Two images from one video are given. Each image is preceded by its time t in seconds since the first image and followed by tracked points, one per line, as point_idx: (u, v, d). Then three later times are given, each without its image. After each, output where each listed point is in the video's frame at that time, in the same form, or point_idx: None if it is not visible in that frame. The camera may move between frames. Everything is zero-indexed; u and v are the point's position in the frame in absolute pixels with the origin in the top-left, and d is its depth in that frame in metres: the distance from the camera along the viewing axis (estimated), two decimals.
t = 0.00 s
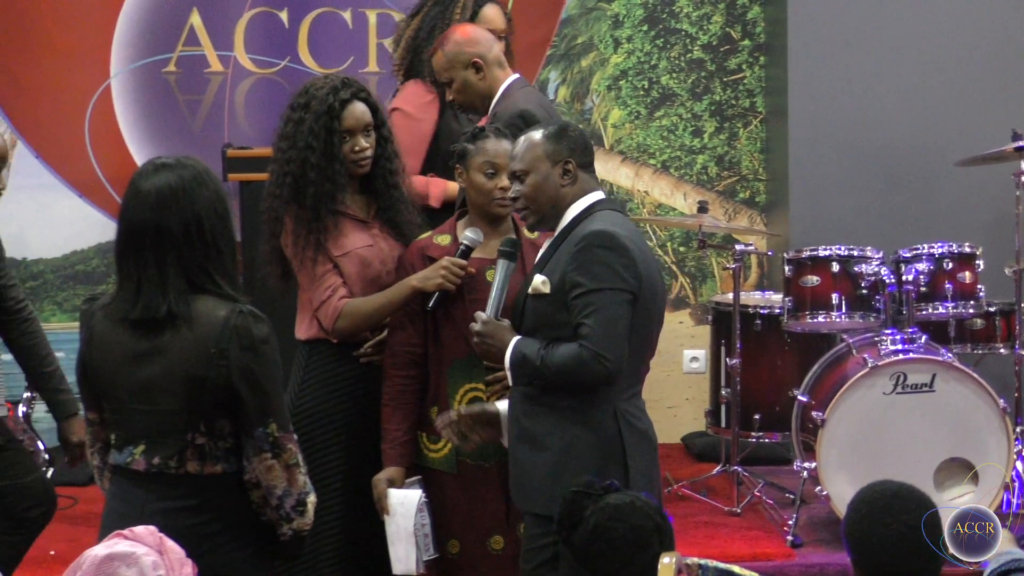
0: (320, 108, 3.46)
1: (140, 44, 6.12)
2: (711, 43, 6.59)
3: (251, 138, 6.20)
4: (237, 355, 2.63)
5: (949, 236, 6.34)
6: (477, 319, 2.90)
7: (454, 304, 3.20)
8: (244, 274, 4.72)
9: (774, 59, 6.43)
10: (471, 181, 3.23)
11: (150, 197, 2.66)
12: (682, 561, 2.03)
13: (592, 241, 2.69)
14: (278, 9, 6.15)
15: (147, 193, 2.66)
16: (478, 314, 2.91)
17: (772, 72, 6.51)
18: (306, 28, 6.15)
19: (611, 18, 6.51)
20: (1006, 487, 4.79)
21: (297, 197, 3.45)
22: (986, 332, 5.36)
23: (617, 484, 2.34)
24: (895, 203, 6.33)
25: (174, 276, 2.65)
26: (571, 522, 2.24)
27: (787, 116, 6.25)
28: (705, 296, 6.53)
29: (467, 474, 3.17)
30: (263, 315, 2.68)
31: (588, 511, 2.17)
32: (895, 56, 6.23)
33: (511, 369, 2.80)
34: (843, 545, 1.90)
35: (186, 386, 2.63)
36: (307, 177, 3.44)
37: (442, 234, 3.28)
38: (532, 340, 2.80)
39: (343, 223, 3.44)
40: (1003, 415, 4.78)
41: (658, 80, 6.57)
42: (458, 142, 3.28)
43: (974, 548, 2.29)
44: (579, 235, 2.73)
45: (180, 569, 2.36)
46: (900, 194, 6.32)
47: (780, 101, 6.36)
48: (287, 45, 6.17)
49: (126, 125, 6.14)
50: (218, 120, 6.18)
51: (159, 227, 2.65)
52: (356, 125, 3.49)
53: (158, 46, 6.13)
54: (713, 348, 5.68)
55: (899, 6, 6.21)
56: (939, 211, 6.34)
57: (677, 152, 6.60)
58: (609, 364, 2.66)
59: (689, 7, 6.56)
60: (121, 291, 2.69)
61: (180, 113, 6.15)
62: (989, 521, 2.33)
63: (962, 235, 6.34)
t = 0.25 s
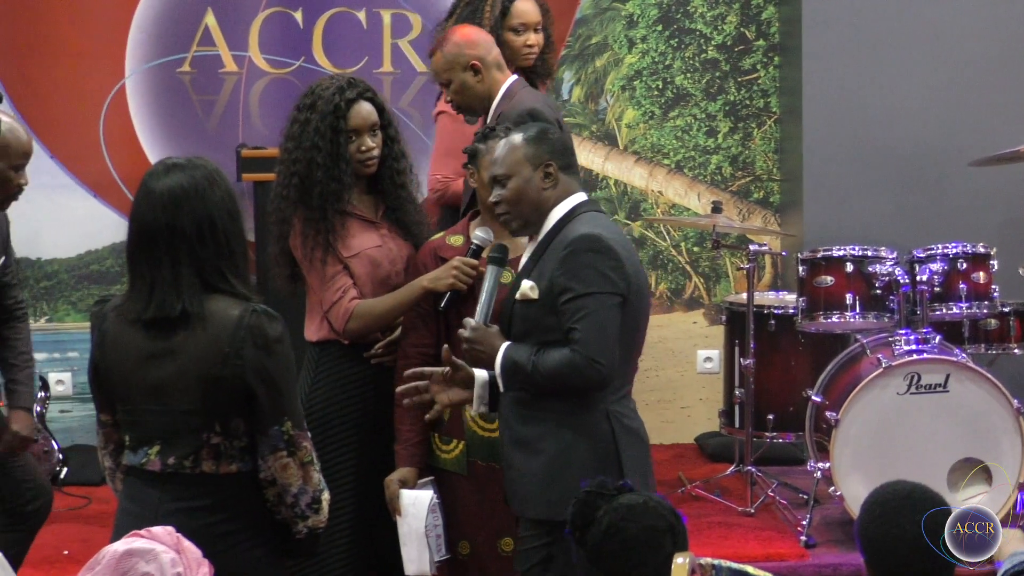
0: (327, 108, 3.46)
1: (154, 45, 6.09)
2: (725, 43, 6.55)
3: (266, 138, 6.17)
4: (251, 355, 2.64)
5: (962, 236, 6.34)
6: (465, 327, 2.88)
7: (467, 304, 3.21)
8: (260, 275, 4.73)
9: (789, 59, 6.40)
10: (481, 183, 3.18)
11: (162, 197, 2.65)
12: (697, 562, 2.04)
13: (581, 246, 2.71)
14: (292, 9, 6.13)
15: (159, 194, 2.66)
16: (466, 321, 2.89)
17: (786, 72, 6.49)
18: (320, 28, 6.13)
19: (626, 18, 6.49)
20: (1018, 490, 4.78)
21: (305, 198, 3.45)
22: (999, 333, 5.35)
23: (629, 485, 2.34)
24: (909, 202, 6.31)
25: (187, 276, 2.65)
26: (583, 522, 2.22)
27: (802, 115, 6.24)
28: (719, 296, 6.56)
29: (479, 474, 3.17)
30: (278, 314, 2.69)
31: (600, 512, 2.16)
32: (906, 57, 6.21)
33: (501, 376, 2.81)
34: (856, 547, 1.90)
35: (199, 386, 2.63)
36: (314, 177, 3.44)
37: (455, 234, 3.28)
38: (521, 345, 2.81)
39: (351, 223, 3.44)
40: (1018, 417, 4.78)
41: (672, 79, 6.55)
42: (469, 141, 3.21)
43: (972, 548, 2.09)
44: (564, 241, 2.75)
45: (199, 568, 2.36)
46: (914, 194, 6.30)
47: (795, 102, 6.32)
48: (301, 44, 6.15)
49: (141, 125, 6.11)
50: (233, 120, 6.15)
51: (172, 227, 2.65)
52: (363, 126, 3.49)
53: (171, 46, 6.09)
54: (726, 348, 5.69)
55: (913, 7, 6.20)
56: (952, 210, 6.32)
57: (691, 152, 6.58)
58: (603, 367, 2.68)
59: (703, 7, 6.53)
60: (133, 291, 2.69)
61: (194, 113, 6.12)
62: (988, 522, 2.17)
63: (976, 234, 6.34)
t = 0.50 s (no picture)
0: (335, 108, 3.46)
1: (167, 46, 5.96)
2: (738, 43, 6.46)
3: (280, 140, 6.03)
4: (268, 353, 2.64)
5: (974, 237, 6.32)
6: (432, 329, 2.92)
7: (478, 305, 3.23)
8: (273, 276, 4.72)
9: (800, 59, 6.31)
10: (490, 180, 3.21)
11: (179, 197, 2.63)
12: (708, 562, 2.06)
13: (544, 265, 2.70)
14: (305, 8, 5.98)
15: (175, 193, 2.64)
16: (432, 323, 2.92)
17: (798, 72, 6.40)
18: (332, 27, 5.99)
19: (638, 18, 6.39)
20: None
21: (313, 198, 3.44)
22: (1013, 334, 5.33)
23: (642, 484, 2.31)
24: (926, 202, 6.20)
25: (205, 275, 2.64)
26: (596, 523, 2.20)
27: (815, 118, 6.13)
28: (731, 296, 6.53)
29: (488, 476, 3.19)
30: (294, 313, 2.70)
31: (612, 512, 2.17)
32: (920, 54, 6.09)
33: (463, 385, 2.82)
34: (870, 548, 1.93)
35: (215, 385, 2.63)
36: (322, 176, 3.43)
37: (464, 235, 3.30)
38: (484, 357, 2.81)
39: (358, 224, 3.43)
40: None
41: (684, 80, 6.46)
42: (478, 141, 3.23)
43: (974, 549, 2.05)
44: (528, 256, 2.75)
45: (215, 564, 2.35)
46: (930, 194, 6.20)
47: (807, 101, 6.23)
48: (313, 44, 6.00)
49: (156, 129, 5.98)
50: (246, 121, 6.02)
51: (192, 227, 2.64)
52: (370, 126, 3.48)
53: (185, 47, 5.96)
54: (739, 349, 5.67)
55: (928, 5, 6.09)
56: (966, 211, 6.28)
57: (704, 152, 6.51)
58: (559, 389, 2.69)
59: (716, 7, 6.44)
60: (149, 291, 2.68)
61: (206, 115, 5.99)
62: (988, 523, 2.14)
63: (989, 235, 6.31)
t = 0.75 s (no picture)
0: (373, 107, 3.47)
1: (208, 45, 5.95)
2: (779, 44, 6.38)
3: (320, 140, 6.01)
4: (318, 352, 2.64)
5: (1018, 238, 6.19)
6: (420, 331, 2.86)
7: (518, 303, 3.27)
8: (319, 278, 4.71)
9: (843, 60, 6.24)
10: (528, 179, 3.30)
11: (227, 196, 2.63)
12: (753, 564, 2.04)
13: (530, 272, 2.65)
14: (345, 9, 5.97)
15: (225, 192, 2.64)
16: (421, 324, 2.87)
17: (840, 74, 6.32)
18: (374, 27, 5.98)
19: (679, 19, 6.34)
20: None
21: (351, 199, 3.44)
22: None
23: (682, 485, 2.32)
24: (965, 203, 6.17)
25: (257, 274, 2.65)
26: (638, 524, 2.19)
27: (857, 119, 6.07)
28: (773, 297, 6.44)
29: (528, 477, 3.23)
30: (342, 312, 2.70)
31: (654, 514, 2.15)
32: (963, 54, 6.01)
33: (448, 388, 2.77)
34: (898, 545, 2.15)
35: (263, 383, 2.62)
36: (360, 176, 3.43)
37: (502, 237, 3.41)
38: (471, 360, 2.76)
39: (396, 225, 3.42)
40: None
41: (726, 81, 6.39)
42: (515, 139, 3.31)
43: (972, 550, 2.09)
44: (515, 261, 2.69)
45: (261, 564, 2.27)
46: (968, 196, 6.17)
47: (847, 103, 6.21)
48: (353, 45, 5.99)
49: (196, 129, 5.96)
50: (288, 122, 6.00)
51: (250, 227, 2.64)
52: (409, 127, 3.48)
53: (226, 47, 5.95)
54: (781, 349, 5.66)
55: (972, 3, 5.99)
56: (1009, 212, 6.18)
57: (745, 152, 6.42)
58: (540, 399, 2.63)
59: (758, 8, 6.36)
60: (199, 290, 2.67)
61: (249, 115, 5.98)
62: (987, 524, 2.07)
63: None
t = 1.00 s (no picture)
0: (412, 107, 3.49)
1: (249, 45, 5.96)
2: (820, 44, 6.36)
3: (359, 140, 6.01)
4: (360, 351, 2.63)
5: None
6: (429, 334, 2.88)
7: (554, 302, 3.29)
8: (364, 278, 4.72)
9: (884, 59, 6.22)
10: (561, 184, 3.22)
11: (271, 195, 2.64)
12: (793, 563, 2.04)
13: (546, 275, 2.69)
14: (386, 8, 5.97)
15: (269, 191, 2.64)
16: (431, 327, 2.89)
17: (881, 73, 6.30)
18: (414, 27, 5.98)
19: (720, 18, 6.31)
20: None
21: (388, 198, 3.44)
22: None
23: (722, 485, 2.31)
24: (1000, 203, 6.13)
25: (303, 273, 2.65)
26: (678, 523, 2.19)
27: (898, 115, 6.05)
28: (813, 297, 6.41)
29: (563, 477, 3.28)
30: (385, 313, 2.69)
31: (695, 512, 2.16)
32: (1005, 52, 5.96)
33: (463, 391, 2.80)
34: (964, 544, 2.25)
35: (306, 383, 2.62)
36: (398, 174, 3.44)
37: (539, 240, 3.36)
38: (485, 363, 2.80)
39: (434, 225, 3.36)
40: None
41: (767, 80, 6.35)
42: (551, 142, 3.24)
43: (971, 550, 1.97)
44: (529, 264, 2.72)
45: (299, 564, 2.23)
46: (1002, 195, 6.12)
47: (889, 102, 6.16)
48: (395, 45, 5.99)
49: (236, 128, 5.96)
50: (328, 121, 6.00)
51: (297, 226, 2.65)
52: (448, 126, 3.49)
53: (267, 46, 5.96)
54: (821, 349, 5.67)
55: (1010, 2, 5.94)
56: None
57: (786, 152, 6.39)
58: (560, 399, 2.67)
59: (799, 8, 6.33)
60: (245, 289, 2.67)
61: (290, 115, 5.98)
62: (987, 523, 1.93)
63: None
